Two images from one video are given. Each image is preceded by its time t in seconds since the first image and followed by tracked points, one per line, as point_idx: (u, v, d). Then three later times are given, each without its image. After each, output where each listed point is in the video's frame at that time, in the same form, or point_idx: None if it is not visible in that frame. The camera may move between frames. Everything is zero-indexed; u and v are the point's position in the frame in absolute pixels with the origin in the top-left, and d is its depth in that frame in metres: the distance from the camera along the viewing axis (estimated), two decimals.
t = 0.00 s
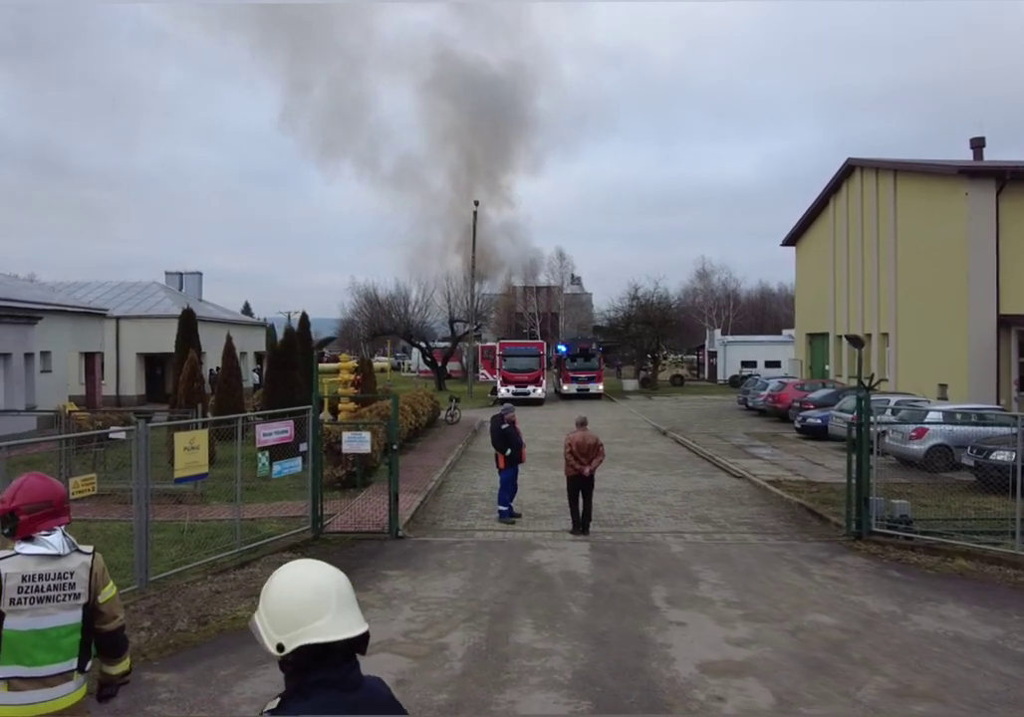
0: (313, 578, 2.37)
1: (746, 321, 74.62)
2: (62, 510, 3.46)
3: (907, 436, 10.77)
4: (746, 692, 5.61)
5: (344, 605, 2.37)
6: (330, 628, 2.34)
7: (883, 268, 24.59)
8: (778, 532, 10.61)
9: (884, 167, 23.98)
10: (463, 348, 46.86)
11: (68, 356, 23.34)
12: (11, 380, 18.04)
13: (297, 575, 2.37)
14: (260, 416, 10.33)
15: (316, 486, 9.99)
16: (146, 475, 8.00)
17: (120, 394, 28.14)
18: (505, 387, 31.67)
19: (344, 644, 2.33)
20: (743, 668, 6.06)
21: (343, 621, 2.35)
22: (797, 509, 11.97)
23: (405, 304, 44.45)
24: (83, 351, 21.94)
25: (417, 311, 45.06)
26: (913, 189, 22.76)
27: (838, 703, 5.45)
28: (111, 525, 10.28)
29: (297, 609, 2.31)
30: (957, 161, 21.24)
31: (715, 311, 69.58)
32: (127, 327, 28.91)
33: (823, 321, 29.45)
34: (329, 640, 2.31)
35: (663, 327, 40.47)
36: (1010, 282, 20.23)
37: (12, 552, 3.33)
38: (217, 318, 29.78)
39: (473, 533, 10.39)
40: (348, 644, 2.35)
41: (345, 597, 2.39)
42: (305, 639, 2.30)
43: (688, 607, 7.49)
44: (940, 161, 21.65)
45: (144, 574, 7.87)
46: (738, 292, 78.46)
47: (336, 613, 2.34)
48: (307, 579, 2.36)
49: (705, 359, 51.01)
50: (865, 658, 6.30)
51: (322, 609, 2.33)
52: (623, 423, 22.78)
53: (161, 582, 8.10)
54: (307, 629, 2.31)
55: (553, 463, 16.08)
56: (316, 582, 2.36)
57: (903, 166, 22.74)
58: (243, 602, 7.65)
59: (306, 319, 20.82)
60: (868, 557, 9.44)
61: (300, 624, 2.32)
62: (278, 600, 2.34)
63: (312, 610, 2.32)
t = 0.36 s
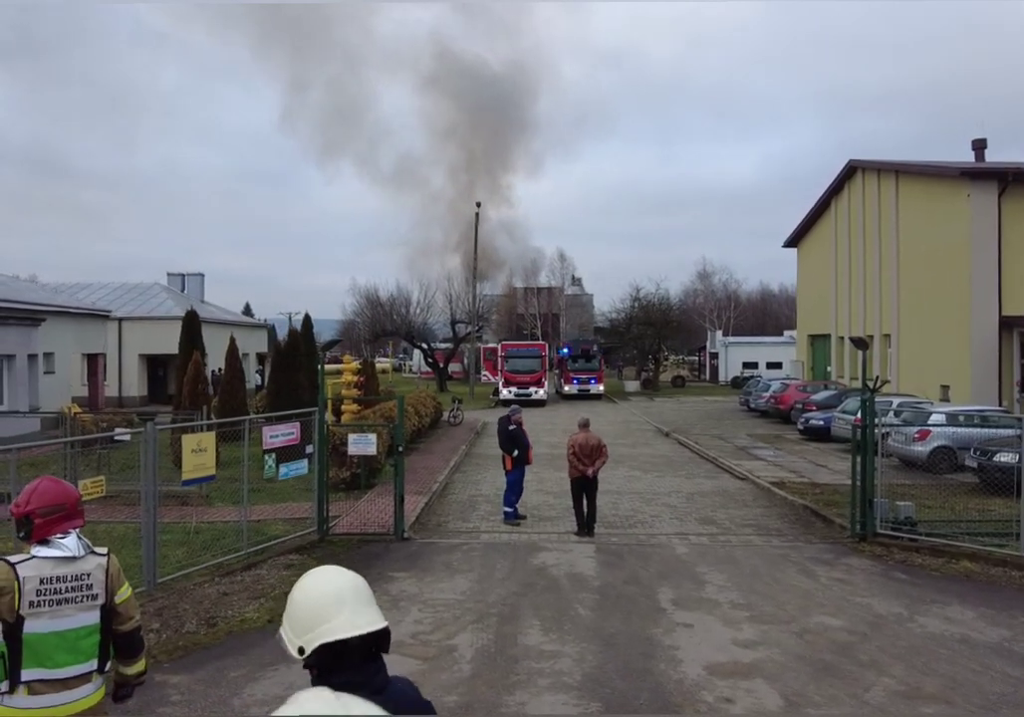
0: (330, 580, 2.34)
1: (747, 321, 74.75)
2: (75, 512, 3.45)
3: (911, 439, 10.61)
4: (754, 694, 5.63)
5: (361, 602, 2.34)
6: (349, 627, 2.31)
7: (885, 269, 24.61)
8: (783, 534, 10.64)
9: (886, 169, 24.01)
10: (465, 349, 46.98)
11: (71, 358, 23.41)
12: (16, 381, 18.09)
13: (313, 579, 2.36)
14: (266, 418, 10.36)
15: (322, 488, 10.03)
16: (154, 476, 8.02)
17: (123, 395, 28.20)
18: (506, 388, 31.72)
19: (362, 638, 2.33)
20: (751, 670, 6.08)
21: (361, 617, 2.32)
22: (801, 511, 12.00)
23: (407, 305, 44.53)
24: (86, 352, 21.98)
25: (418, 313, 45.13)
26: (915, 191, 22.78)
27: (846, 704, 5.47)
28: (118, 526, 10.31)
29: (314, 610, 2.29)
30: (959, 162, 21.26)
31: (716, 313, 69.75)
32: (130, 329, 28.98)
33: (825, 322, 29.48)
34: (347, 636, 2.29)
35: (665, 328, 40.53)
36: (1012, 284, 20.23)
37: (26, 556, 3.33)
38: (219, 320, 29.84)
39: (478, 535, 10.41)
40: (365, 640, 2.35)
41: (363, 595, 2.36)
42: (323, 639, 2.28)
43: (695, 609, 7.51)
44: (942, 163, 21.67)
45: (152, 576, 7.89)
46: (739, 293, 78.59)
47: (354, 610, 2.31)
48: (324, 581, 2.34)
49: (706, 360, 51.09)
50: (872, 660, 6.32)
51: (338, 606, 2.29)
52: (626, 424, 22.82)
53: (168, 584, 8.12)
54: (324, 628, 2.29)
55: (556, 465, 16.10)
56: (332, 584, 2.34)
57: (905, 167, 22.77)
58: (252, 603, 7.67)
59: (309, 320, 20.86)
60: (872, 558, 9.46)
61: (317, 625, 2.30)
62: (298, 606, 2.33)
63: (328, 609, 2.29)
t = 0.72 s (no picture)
0: (318, 582, 2.49)
1: (749, 322, 74.76)
2: (75, 516, 3.46)
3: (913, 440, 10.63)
4: (758, 695, 5.64)
5: (347, 595, 2.47)
6: (339, 620, 2.41)
7: (886, 269, 24.61)
8: (786, 535, 10.64)
9: (887, 169, 24.01)
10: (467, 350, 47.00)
11: (73, 360, 23.45)
12: (18, 383, 18.13)
13: (308, 584, 2.50)
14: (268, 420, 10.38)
15: (324, 489, 10.05)
16: (157, 478, 8.02)
17: (125, 396, 28.26)
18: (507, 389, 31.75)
19: (356, 632, 2.40)
20: (754, 671, 6.09)
21: (350, 608, 2.43)
22: (803, 512, 12.00)
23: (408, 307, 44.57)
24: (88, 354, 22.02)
25: (419, 314, 45.15)
26: (917, 191, 22.78)
27: (850, 705, 5.48)
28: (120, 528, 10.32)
29: (306, 609, 2.42)
30: (960, 162, 21.26)
31: (717, 313, 69.75)
32: (131, 331, 29.01)
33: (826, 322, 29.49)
34: (339, 627, 2.38)
35: (666, 328, 40.54)
36: (1014, 284, 20.21)
37: (26, 560, 3.32)
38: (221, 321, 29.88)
39: (480, 536, 10.42)
40: (361, 633, 2.41)
41: (350, 591, 2.49)
42: (318, 634, 2.38)
43: (698, 610, 7.52)
44: (944, 163, 21.66)
45: (155, 578, 7.90)
46: (740, 294, 78.57)
47: (343, 603, 2.44)
48: (314, 584, 2.49)
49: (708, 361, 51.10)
50: (875, 660, 6.32)
51: (326, 600, 2.44)
52: (628, 425, 22.84)
53: (172, 586, 8.12)
54: (316, 623, 2.40)
55: (558, 466, 16.11)
56: (320, 585, 2.48)
57: (906, 168, 22.76)
58: (255, 605, 7.68)
59: (311, 322, 20.89)
60: (875, 559, 9.47)
61: (309, 623, 2.41)
62: (293, 613, 2.47)
63: (318, 605, 2.43)
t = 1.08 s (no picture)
0: (317, 582, 2.52)
1: (750, 321, 74.78)
2: (73, 515, 3.47)
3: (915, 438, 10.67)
4: (761, 694, 5.63)
5: (344, 593, 2.48)
6: (337, 618, 2.42)
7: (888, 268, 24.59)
8: (789, 534, 10.63)
9: (889, 168, 24.00)
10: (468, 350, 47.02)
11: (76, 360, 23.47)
12: (21, 383, 18.15)
13: (306, 585, 2.53)
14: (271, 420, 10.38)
15: (327, 489, 10.05)
16: (159, 478, 8.03)
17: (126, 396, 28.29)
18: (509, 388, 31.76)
19: (356, 627, 2.41)
20: (757, 670, 6.09)
21: (347, 608, 2.44)
22: (806, 511, 11.99)
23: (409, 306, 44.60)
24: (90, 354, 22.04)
25: (420, 313, 45.16)
26: (919, 189, 22.76)
27: (854, 704, 5.47)
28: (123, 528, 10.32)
29: (303, 608, 2.45)
30: (962, 161, 21.24)
31: (719, 312, 69.77)
32: (133, 330, 29.02)
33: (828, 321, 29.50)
34: (338, 624, 2.40)
35: (668, 328, 40.54)
36: (1016, 283, 20.21)
37: (28, 561, 3.32)
38: (222, 321, 29.90)
39: (483, 535, 10.41)
40: (360, 629, 2.42)
41: (349, 590, 2.51)
42: (318, 630, 2.39)
43: (702, 609, 7.51)
44: (946, 162, 21.63)
45: (157, 578, 7.90)
46: (742, 292, 78.58)
47: (340, 603, 2.46)
48: (313, 584, 2.51)
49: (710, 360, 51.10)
50: (879, 660, 6.31)
51: (323, 599, 2.45)
52: (629, 424, 22.85)
53: (174, 586, 8.12)
54: (316, 622, 2.41)
55: (560, 465, 16.12)
56: (319, 585, 2.51)
57: (908, 167, 22.75)
58: (258, 605, 7.68)
59: (312, 321, 20.89)
60: (878, 558, 9.46)
61: (309, 622, 2.43)
62: (293, 612, 2.49)
63: (316, 605, 2.45)
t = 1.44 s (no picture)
0: (315, 580, 2.53)
1: (751, 320, 74.76)
2: (75, 512, 3.46)
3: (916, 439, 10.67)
4: (764, 694, 5.62)
5: (344, 592, 2.50)
6: (336, 614, 2.42)
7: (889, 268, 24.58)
8: (791, 534, 10.61)
9: (890, 168, 23.98)
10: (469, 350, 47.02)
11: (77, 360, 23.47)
12: (23, 382, 18.15)
13: (306, 583, 2.54)
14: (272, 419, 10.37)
15: (327, 488, 10.05)
16: (161, 477, 8.01)
17: (127, 395, 28.28)
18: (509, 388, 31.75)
19: (353, 624, 2.41)
20: (760, 669, 6.08)
21: (343, 605, 2.45)
22: (807, 511, 11.96)
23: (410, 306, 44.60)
24: (91, 354, 22.04)
25: (421, 313, 45.14)
26: (920, 189, 22.74)
27: (856, 704, 5.46)
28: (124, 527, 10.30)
29: (302, 605, 2.45)
30: (963, 161, 21.21)
31: (720, 312, 69.74)
32: (134, 330, 29.02)
33: (829, 321, 29.47)
34: (334, 622, 2.40)
35: (669, 328, 40.52)
36: (1018, 283, 20.19)
37: (33, 558, 3.31)
38: (223, 321, 29.88)
39: (484, 535, 10.39)
40: (356, 627, 2.42)
41: (346, 587, 2.52)
42: (315, 628, 2.39)
43: (703, 608, 7.50)
44: (948, 162, 21.61)
45: (159, 578, 7.89)
46: (743, 293, 78.55)
47: (338, 600, 2.46)
48: (311, 582, 2.52)
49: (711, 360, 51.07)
50: (882, 659, 6.30)
51: (322, 597, 2.46)
52: (630, 424, 22.84)
53: (176, 585, 8.12)
54: (315, 618, 2.41)
55: (561, 464, 16.10)
56: (317, 583, 2.52)
57: (909, 167, 22.73)
58: (259, 604, 7.68)
59: (313, 320, 20.87)
60: (880, 558, 9.44)
61: (308, 619, 2.42)
62: (292, 612, 2.49)
63: (315, 603, 2.45)
